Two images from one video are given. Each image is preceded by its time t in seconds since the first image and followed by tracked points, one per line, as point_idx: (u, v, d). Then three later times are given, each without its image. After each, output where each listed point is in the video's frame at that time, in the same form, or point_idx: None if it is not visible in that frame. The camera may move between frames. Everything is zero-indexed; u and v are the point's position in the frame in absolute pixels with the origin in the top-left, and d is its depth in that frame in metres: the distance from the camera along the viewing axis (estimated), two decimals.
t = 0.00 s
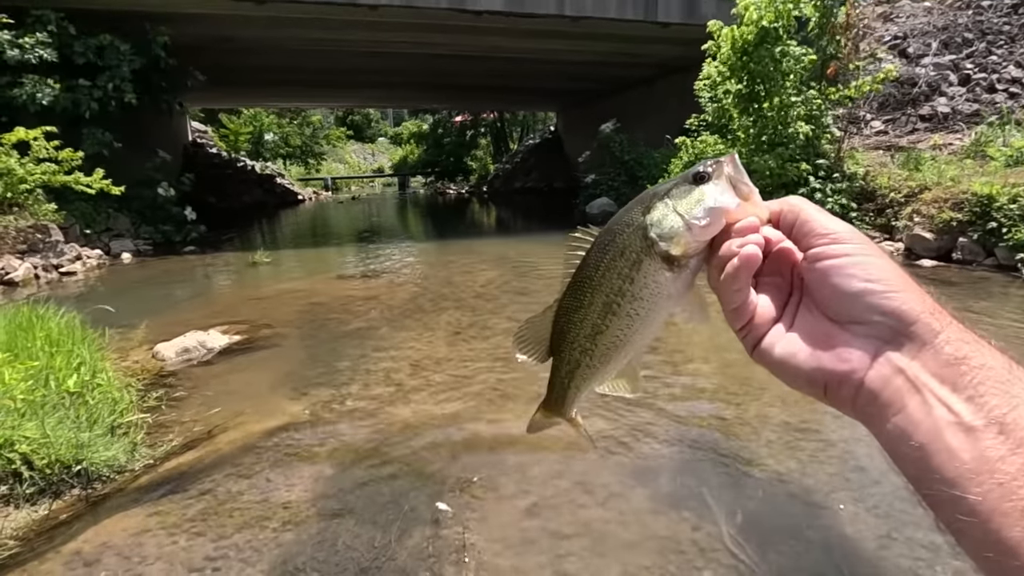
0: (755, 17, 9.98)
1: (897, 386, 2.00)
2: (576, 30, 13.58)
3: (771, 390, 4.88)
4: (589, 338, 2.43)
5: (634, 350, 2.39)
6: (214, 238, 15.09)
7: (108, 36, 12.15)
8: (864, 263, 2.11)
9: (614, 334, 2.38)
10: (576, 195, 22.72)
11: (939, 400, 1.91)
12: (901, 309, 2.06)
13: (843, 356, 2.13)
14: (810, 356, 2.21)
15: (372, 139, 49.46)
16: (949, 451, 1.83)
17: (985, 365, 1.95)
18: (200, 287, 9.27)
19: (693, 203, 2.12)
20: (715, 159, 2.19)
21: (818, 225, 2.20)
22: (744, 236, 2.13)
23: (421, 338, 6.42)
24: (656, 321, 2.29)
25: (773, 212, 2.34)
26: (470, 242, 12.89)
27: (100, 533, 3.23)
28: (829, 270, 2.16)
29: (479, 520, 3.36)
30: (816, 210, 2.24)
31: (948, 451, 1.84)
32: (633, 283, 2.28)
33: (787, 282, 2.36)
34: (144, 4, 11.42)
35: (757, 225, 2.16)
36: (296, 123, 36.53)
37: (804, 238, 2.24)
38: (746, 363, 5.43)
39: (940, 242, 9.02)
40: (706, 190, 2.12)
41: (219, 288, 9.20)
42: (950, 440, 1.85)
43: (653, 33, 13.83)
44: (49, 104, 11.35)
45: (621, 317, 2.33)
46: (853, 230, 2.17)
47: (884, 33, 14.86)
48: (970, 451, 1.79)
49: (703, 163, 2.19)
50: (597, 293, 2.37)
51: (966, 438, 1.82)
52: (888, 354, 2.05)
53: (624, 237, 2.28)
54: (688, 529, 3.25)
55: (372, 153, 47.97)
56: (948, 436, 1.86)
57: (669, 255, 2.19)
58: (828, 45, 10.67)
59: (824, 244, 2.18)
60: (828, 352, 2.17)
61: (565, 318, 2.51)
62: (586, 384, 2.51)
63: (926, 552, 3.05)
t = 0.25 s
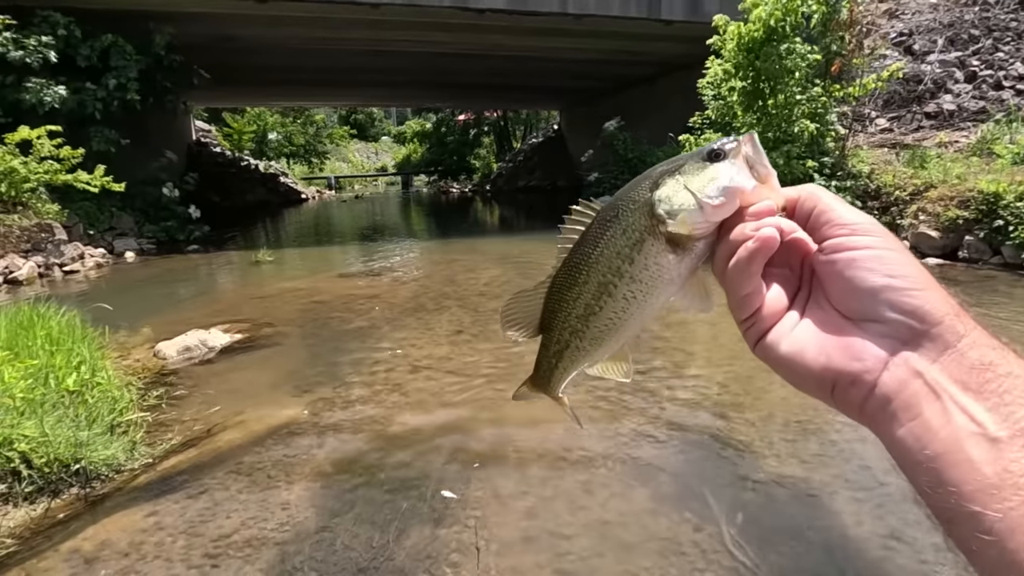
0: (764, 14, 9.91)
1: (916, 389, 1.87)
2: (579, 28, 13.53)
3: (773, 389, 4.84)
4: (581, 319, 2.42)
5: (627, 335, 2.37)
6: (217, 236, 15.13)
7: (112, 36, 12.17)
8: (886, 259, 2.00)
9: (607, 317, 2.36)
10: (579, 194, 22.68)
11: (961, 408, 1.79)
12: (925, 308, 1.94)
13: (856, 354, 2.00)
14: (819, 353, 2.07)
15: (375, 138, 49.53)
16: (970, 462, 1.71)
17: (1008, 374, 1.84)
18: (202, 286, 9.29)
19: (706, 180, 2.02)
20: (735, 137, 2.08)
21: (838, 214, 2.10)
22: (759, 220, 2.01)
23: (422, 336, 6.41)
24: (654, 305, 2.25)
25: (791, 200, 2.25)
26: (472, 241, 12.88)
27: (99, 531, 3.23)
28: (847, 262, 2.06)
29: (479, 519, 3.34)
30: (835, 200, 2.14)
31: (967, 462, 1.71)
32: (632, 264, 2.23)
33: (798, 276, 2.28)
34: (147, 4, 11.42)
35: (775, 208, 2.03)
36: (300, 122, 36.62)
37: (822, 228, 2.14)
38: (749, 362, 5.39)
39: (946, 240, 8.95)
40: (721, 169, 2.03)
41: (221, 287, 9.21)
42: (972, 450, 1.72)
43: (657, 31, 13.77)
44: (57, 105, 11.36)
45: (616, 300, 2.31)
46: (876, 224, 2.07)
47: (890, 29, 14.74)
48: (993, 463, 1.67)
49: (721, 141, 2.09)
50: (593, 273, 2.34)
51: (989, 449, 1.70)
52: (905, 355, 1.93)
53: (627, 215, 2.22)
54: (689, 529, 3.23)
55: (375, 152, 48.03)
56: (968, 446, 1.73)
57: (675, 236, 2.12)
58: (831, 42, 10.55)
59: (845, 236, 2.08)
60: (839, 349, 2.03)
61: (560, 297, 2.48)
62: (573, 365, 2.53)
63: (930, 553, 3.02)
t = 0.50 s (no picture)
0: (769, 14, 9.89)
1: (942, 399, 1.90)
2: (582, 27, 13.48)
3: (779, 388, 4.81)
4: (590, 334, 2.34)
5: (636, 352, 2.30)
6: (219, 236, 15.13)
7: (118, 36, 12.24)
8: (903, 272, 2.02)
9: (618, 332, 2.28)
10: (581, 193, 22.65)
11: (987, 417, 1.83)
12: (943, 320, 1.97)
13: (881, 367, 2.00)
14: (843, 367, 2.05)
15: (377, 138, 49.56)
16: (1003, 471, 1.73)
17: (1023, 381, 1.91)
18: (205, 285, 9.28)
19: (724, 190, 1.99)
20: (745, 150, 2.06)
21: (852, 231, 2.08)
22: (783, 232, 1.94)
23: (425, 336, 6.39)
24: (668, 320, 2.18)
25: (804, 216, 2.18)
26: (475, 240, 12.85)
27: (103, 531, 3.22)
28: (863, 280, 2.05)
29: (484, 520, 3.32)
30: (848, 217, 2.12)
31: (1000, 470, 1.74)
32: (647, 276, 2.16)
33: (810, 291, 2.26)
34: (150, 4, 11.42)
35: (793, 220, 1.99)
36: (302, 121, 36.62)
37: (835, 245, 2.12)
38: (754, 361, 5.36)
39: (951, 239, 8.91)
40: (737, 181, 1.99)
41: (224, 286, 9.20)
42: (1002, 456, 1.75)
43: (660, 29, 13.73)
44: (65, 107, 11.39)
45: (628, 314, 2.23)
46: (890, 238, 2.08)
47: (894, 28, 14.67)
48: None
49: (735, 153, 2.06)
50: (604, 285, 2.27)
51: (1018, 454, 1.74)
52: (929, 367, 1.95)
53: (642, 224, 2.17)
54: (697, 530, 3.20)
55: (377, 151, 48.02)
56: (1000, 453, 1.76)
57: (688, 247, 2.09)
58: (835, 40, 10.48)
59: (861, 252, 2.07)
60: (865, 362, 2.02)
61: (567, 311, 2.41)
62: (579, 384, 2.44)
63: (940, 554, 2.99)
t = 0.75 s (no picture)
0: (772, 19, 9.90)
1: (896, 405, 1.87)
2: (584, 27, 13.46)
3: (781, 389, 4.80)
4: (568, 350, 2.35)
5: (611, 370, 2.31)
6: (221, 236, 15.11)
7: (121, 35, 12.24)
8: (858, 286, 2.02)
9: (595, 348, 2.29)
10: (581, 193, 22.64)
11: (938, 422, 1.81)
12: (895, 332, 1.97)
13: (838, 375, 1.96)
14: (800, 375, 2.02)
15: (378, 138, 49.55)
16: (954, 476, 1.69)
17: (967, 389, 1.92)
18: (206, 285, 9.27)
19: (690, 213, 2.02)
20: (712, 177, 2.08)
21: (808, 251, 2.09)
22: (750, 250, 1.94)
23: (427, 336, 6.39)
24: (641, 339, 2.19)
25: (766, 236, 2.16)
26: (476, 240, 12.85)
27: (107, 532, 3.21)
28: (820, 294, 2.04)
29: (487, 521, 3.32)
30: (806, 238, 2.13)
31: (951, 475, 1.70)
32: (619, 294, 2.18)
33: (770, 307, 2.22)
34: (152, 3, 11.42)
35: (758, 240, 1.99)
36: (303, 121, 36.56)
37: (792, 264, 2.13)
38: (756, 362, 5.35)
39: (953, 240, 8.97)
40: (704, 205, 2.01)
41: (226, 286, 9.19)
42: (951, 458, 1.73)
43: (661, 30, 13.71)
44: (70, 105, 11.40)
45: (604, 330, 2.25)
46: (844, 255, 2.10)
47: (895, 28, 14.66)
48: (971, 469, 1.69)
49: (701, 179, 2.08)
50: (580, 303, 2.28)
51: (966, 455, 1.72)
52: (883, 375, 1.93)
53: (616, 244, 2.19)
54: (701, 531, 3.20)
55: (378, 151, 48.04)
56: (951, 459, 1.73)
57: (659, 268, 2.11)
58: (836, 41, 10.47)
59: (817, 269, 2.07)
60: (821, 370, 1.99)
61: (545, 329, 2.42)
62: (559, 400, 2.44)
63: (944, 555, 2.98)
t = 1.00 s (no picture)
0: (769, 23, 9.93)
1: (866, 376, 1.90)
2: (583, 27, 13.47)
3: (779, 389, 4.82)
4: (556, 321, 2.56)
5: (595, 344, 2.47)
6: (219, 235, 15.09)
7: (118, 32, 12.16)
8: (832, 265, 2.07)
9: (579, 323, 2.47)
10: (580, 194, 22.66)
11: (906, 391, 1.83)
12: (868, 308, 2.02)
13: (812, 349, 2.02)
14: (778, 351, 2.08)
15: (376, 138, 49.49)
16: (918, 441, 1.71)
17: (939, 362, 1.94)
18: (204, 285, 9.26)
19: (674, 194, 2.08)
20: (696, 163, 2.15)
21: (787, 231, 2.15)
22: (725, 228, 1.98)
23: (426, 336, 6.38)
24: (619, 317, 2.32)
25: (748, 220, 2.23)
26: (474, 240, 12.86)
27: (106, 531, 3.20)
28: (796, 272, 2.10)
29: (487, 520, 3.32)
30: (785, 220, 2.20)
31: (915, 440, 1.72)
32: (601, 274, 2.32)
33: (750, 289, 2.30)
34: (151, 3, 11.38)
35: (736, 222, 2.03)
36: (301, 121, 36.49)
37: (771, 244, 2.19)
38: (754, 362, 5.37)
39: (951, 241, 8.99)
40: (683, 188, 2.08)
41: (224, 286, 9.18)
42: (918, 426, 1.74)
43: (660, 30, 13.72)
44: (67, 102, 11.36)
45: (586, 308, 2.42)
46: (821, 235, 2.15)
47: (893, 29, 14.69)
48: (937, 436, 1.69)
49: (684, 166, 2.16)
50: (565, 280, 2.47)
51: (933, 423, 1.73)
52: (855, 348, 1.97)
53: (599, 227, 2.32)
54: (700, 531, 3.21)
55: (377, 151, 48.00)
56: (917, 425, 1.74)
57: (643, 249, 2.18)
58: (834, 42, 10.51)
59: (795, 248, 2.12)
60: (796, 345, 2.04)
61: (540, 301, 2.63)
62: (552, 366, 2.67)
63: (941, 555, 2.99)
